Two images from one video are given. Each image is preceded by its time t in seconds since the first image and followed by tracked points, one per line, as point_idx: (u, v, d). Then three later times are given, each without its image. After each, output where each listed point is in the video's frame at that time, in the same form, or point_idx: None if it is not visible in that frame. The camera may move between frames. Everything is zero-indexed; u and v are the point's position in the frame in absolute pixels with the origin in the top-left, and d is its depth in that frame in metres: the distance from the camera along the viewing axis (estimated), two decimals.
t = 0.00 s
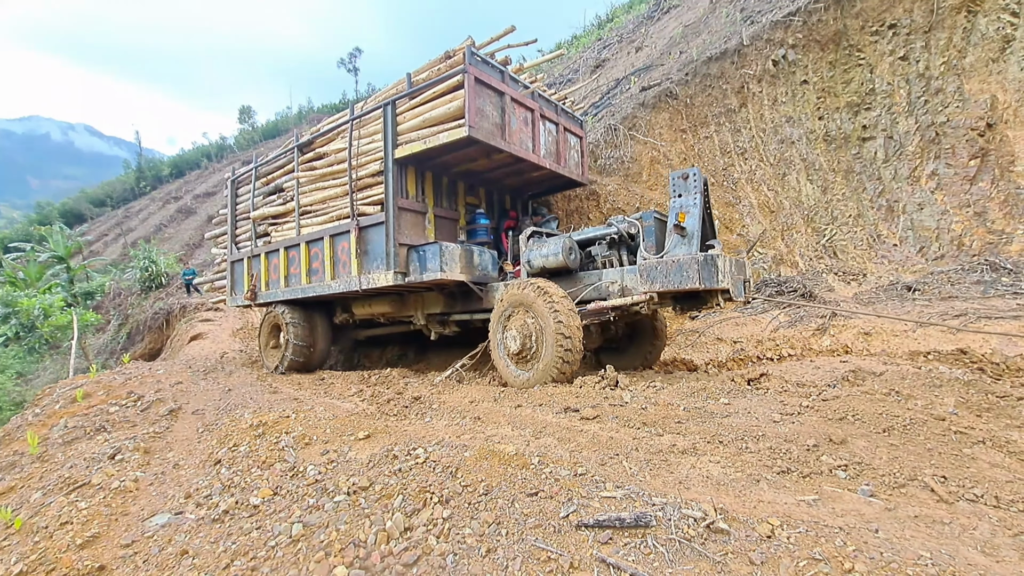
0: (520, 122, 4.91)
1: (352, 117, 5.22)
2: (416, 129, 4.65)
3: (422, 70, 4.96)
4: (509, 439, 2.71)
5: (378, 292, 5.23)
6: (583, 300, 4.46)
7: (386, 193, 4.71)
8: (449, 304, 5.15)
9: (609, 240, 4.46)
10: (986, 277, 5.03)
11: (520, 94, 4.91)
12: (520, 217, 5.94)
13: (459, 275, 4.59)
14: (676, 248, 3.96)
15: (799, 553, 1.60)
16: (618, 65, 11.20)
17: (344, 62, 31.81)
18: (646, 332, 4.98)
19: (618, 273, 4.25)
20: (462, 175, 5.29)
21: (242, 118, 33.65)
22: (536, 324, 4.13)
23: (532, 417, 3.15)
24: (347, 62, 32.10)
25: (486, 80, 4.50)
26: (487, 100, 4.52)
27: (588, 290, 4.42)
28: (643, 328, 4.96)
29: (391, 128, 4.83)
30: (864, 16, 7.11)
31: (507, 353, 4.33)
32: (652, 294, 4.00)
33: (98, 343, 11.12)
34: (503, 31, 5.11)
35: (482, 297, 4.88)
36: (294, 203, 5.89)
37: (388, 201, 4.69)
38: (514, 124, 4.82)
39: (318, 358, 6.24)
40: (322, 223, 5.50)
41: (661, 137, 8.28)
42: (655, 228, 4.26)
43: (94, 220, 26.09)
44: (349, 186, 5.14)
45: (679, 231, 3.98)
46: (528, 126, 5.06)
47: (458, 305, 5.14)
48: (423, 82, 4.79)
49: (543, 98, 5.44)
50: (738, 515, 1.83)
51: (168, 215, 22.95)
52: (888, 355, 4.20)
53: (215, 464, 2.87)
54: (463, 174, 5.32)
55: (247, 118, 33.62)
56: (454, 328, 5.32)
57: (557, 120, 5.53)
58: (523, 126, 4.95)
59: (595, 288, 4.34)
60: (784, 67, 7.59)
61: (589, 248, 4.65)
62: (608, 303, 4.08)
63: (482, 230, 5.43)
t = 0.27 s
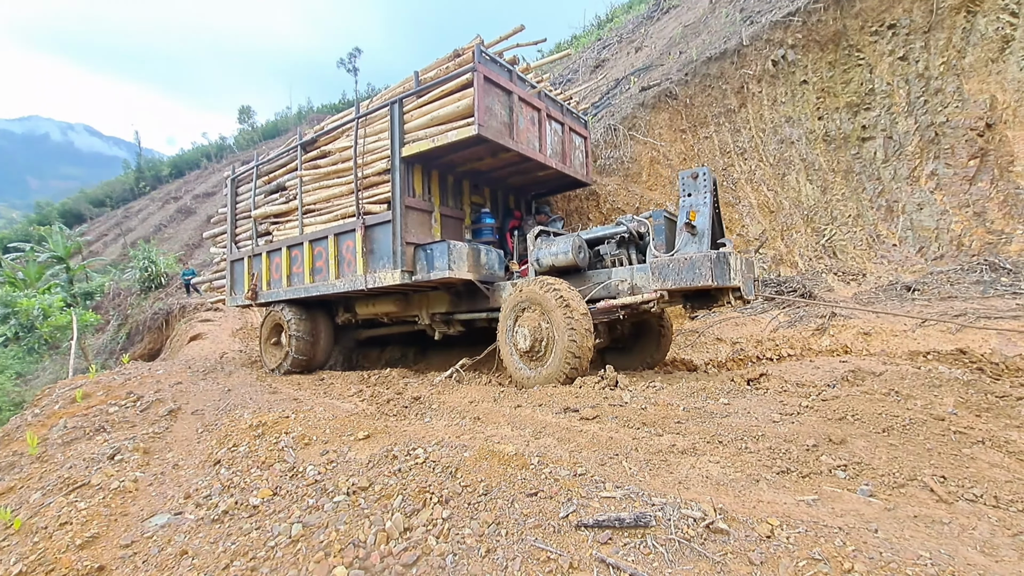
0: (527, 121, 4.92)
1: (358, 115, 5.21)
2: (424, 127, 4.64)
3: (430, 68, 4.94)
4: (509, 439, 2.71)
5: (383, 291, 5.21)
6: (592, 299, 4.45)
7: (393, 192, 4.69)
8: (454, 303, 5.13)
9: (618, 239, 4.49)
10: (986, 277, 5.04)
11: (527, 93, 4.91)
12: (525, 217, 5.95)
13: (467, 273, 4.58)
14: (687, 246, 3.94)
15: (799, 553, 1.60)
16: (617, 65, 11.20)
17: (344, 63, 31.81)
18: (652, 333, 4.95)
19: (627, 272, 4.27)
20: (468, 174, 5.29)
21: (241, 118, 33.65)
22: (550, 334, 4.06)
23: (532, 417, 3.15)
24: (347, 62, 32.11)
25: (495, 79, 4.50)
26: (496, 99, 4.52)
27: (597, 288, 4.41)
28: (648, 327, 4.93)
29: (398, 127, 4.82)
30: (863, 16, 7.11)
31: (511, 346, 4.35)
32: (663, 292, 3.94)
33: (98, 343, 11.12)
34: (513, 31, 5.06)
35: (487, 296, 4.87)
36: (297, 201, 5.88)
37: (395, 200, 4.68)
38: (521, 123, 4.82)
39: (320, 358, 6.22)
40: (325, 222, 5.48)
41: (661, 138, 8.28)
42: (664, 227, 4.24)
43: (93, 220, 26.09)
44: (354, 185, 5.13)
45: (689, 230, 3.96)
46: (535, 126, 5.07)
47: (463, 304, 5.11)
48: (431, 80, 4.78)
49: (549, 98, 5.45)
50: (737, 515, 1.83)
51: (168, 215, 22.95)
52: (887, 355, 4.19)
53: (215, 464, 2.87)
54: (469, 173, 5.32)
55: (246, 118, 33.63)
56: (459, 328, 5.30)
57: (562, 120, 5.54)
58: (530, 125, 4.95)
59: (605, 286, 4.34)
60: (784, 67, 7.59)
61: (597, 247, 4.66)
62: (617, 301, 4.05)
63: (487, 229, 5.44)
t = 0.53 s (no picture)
0: (533, 120, 4.91)
1: (361, 114, 5.19)
2: (430, 126, 4.62)
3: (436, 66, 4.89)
4: (508, 439, 2.71)
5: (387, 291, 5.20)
6: (600, 297, 4.44)
7: (398, 191, 4.67)
8: (459, 303, 5.12)
9: (627, 238, 4.51)
10: (985, 277, 5.04)
11: (532, 92, 4.91)
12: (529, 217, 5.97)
13: (474, 272, 4.57)
14: (697, 245, 3.91)
15: (798, 553, 1.60)
16: (617, 65, 11.21)
17: (344, 63, 31.81)
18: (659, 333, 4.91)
19: (636, 270, 4.29)
20: (472, 173, 5.30)
21: (240, 119, 33.64)
22: (560, 343, 4.04)
23: (531, 417, 3.15)
24: (347, 62, 32.11)
25: (502, 78, 4.49)
26: (503, 97, 4.51)
27: (605, 286, 4.42)
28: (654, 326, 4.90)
29: (403, 125, 4.79)
30: (863, 17, 7.11)
31: (518, 335, 4.38)
32: (674, 290, 3.92)
33: (97, 343, 11.12)
34: (519, 30, 4.96)
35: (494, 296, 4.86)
36: (299, 200, 5.86)
37: (400, 199, 4.65)
38: (528, 122, 4.81)
39: (321, 359, 6.22)
40: (328, 221, 5.47)
41: (660, 138, 8.28)
42: (674, 225, 4.30)
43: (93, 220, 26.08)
44: (358, 183, 5.11)
45: (699, 228, 3.92)
46: (541, 125, 5.07)
47: (469, 304, 5.09)
48: (436, 78, 4.75)
49: (553, 97, 5.45)
50: (737, 515, 1.83)
51: (168, 215, 22.95)
52: (887, 355, 4.20)
53: (215, 464, 2.87)
54: (473, 172, 5.32)
55: (246, 119, 33.62)
56: (463, 328, 5.29)
57: (567, 119, 5.54)
58: (535, 124, 4.94)
59: (613, 284, 4.35)
60: (783, 67, 7.59)
61: (605, 246, 4.68)
62: (627, 299, 4.02)
63: (491, 229, 5.46)
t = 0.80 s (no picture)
0: (537, 120, 4.92)
1: (364, 113, 5.18)
2: (435, 125, 4.61)
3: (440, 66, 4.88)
4: (508, 439, 2.71)
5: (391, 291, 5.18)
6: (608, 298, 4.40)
7: (403, 191, 4.66)
8: (463, 303, 5.12)
9: (634, 238, 4.48)
10: (985, 277, 5.05)
11: (537, 91, 4.91)
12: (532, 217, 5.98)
13: (480, 272, 4.56)
14: (706, 244, 3.95)
15: (798, 553, 1.60)
16: (616, 65, 11.21)
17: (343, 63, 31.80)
18: (665, 334, 4.89)
19: (644, 270, 4.25)
20: (475, 173, 5.30)
21: (240, 119, 33.63)
22: (567, 351, 4.04)
23: (531, 417, 3.15)
24: (346, 63, 32.11)
25: (508, 77, 4.49)
26: (508, 97, 4.51)
27: (613, 287, 4.38)
28: (659, 324, 4.89)
29: (407, 125, 4.79)
30: (862, 17, 7.12)
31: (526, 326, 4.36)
32: (684, 289, 3.94)
33: (97, 344, 11.12)
34: (525, 28, 4.92)
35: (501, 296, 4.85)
36: (300, 200, 5.85)
37: (405, 199, 4.65)
38: (532, 121, 4.82)
39: (322, 360, 6.21)
40: (330, 221, 5.46)
41: (660, 138, 8.28)
42: (682, 226, 4.33)
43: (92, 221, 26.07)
44: (361, 183, 5.11)
45: (708, 228, 3.98)
46: (545, 124, 5.08)
47: (473, 304, 5.10)
48: (441, 78, 4.75)
49: (557, 97, 5.46)
50: (737, 515, 1.83)
51: (168, 215, 22.94)
52: (886, 355, 4.20)
53: (214, 465, 2.87)
54: (477, 171, 5.32)
55: (246, 119, 33.61)
56: (466, 328, 5.30)
57: (571, 119, 5.56)
58: (540, 124, 4.96)
59: (621, 284, 4.30)
60: (783, 67, 7.60)
61: (612, 246, 4.65)
62: (636, 299, 4.03)
63: (495, 229, 5.47)
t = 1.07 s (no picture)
0: (543, 119, 4.92)
1: (368, 111, 5.18)
2: (440, 124, 4.61)
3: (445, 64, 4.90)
4: (508, 440, 2.72)
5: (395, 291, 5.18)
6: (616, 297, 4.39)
7: (409, 189, 4.66)
8: (467, 303, 5.12)
9: (642, 236, 4.47)
10: (984, 277, 5.05)
11: (543, 90, 4.91)
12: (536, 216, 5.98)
13: (486, 271, 4.56)
14: (715, 243, 3.94)
15: (798, 553, 1.60)
16: (616, 65, 11.21)
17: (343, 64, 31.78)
18: (670, 335, 4.90)
19: (652, 268, 4.24)
20: (480, 172, 5.30)
21: (240, 119, 33.62)
22: (571, 358, 4.04)
23: (531, 417, 3.16)
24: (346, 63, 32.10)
25: (514, 75, 4.49)
26: (515, 95, 4.51)
27: (620, 285, 4.37)
28: (665, 324, 4.89)
29: (412, 123, 4.78)
30: (862, 17, 7.12)
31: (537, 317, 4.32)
32: (694, 287, 3.94)
33: (97, 344, 11.12)
34: (531, 26, 4.98)
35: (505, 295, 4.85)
36: (302, 199, 5.85)
37: (410, 198, 4.64)
38: (538, 120, 4.81)
39: (324, 361, 6.21)
40: (333, 220, 5.45)
41: (660, 138, 8.29)
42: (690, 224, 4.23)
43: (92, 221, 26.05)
44: (365, 182, 5.10)
45: (717, 226, 3.96)
46: (550, 123, 5.08)
47: (478, 304, 5.09)
48: (446, 76, 4.75)
49: (562, 96, 5.45)
50: (737, 515, 1.83)
51: (167, 216, 22.94)
52: (886, 355, 4.20)
53: (214, 465, 2.87)
54: (481, 170, 5.32)
55: (245, 119, 33.60)
56: (470, 328, 5.29)
57: (575, 118, 5.56)
58: (545, 122, 4.95)
59: (629, 283, 4.29)
60: (782, 68, 7.60)
61: (619, 244, 4.65)
62: (644, 297, 4.02)
63: (500, 228, 5.47)
